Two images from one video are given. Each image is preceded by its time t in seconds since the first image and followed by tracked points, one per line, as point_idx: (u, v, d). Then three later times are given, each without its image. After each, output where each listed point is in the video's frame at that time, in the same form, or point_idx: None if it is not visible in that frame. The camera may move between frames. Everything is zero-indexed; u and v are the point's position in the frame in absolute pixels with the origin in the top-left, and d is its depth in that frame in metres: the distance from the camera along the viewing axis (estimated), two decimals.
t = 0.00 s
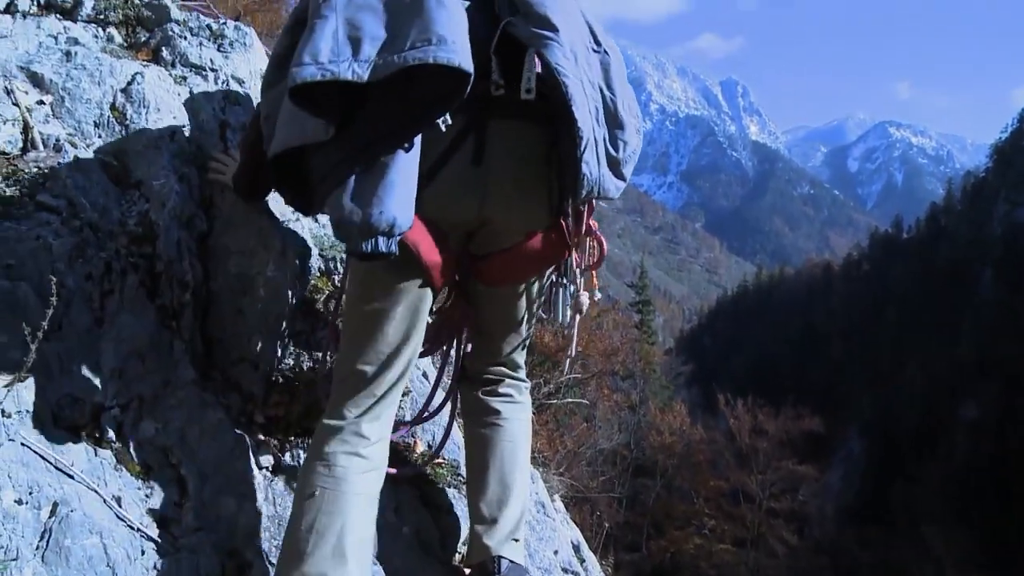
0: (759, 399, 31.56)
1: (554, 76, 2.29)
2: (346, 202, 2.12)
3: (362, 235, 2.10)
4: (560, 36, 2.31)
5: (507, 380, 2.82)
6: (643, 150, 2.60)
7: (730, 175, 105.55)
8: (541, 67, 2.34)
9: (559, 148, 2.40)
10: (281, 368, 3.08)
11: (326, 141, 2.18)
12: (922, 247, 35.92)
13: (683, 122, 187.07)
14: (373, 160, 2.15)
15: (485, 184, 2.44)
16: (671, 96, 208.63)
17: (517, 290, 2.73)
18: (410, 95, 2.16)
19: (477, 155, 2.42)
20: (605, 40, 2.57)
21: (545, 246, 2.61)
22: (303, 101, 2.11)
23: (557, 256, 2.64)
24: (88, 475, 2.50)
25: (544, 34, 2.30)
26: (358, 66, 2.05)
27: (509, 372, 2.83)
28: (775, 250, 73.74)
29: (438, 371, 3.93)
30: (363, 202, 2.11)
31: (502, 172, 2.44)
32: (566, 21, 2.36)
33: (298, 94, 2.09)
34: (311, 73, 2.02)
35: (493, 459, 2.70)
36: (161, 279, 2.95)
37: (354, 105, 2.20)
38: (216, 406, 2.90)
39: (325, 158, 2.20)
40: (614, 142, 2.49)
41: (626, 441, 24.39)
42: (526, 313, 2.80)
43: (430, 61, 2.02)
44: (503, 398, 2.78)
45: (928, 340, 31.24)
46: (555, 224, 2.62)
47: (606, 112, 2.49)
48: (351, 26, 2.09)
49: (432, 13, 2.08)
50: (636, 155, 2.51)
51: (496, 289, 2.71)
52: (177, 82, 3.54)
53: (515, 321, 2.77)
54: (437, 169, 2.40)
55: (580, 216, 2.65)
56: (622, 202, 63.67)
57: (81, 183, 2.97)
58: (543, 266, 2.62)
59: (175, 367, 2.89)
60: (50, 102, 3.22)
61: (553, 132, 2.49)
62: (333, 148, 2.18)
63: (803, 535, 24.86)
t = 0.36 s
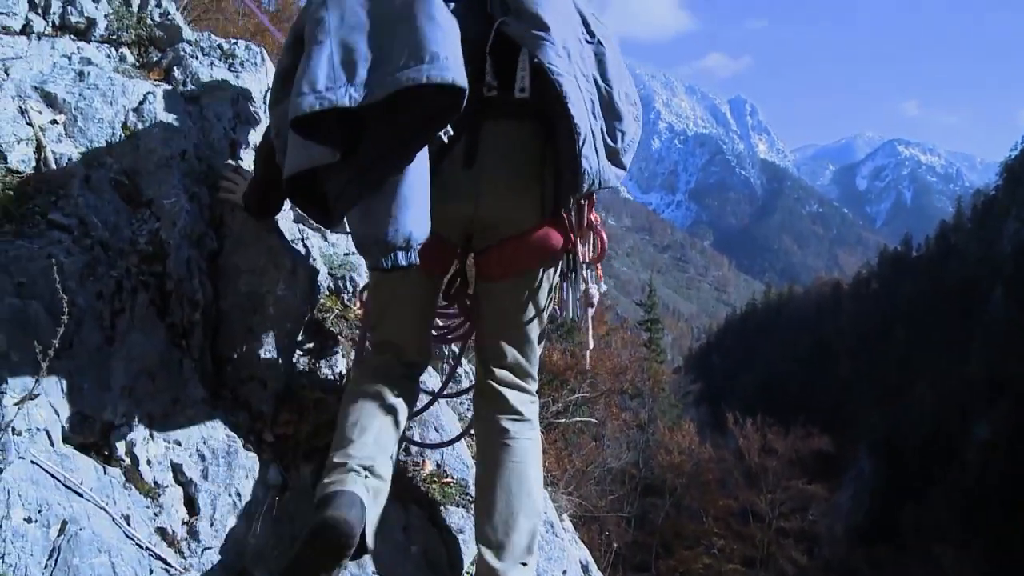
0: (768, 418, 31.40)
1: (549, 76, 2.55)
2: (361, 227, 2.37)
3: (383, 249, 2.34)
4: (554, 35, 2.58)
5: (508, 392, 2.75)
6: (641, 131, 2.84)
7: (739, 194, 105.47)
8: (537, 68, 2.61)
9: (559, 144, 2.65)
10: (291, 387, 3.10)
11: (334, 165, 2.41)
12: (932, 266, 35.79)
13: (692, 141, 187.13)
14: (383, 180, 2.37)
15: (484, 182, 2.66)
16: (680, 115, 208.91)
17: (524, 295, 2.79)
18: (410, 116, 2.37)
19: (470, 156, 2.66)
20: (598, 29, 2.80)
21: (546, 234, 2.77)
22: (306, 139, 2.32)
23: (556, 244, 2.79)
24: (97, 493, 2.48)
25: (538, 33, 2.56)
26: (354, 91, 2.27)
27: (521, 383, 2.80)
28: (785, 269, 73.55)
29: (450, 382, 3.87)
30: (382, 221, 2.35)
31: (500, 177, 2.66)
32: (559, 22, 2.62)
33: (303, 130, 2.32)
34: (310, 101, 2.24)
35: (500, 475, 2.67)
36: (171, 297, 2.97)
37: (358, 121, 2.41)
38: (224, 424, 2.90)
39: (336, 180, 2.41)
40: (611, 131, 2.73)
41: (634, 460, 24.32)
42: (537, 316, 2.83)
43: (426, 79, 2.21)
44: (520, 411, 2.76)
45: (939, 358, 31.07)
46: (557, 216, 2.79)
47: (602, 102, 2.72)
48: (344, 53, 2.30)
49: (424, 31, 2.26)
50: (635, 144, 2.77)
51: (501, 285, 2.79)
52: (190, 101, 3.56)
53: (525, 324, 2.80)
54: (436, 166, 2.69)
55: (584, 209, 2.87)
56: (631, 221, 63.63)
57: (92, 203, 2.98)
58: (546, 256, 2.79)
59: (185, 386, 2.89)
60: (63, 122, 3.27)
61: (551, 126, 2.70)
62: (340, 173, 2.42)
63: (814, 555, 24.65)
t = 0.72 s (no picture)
0: (778, 438, 31.27)
1: (554, 82, 2.62)
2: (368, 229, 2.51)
3: (390, 251, 2.47)
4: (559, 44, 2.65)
5: (517, 405, 2.72)
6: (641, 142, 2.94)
7: (748, 213, 105.46)
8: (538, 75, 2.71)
9: (563, 152, 2.72)
10: (300, 407, 3.08)
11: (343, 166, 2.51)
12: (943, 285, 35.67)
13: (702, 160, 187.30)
14: (389, 183, 2.50)
15: (483, 185, 2.76)
16: (689, 135, 209.37)
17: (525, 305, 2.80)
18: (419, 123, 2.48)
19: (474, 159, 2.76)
20: (602, 38, 2.89)
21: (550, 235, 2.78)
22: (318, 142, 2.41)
23: (561, 245, 2.80)
24: (109, 510, 2.46)
25: (544, 41, 2.63)
26: (366, 96, 2.34)
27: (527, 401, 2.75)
28: (795, 288, 73.41)
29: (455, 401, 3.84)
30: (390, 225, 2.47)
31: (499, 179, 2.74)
32: (565, 30, 2.69)
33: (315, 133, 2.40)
34: (322, 107, 2.30)
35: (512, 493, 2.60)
36: (182, 316, 2.99)
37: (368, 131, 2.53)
38: (233, 443, 2.89)
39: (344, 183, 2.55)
40: (614, 139, 2.84)
41: (645, 480, 24.23)
42: (542, 326, 2.83)
43: (437, 87, 2.30)
44: (528, 425, 2.70)
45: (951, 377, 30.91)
46: (560, 219, 2.82)
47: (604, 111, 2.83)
48: (355, 61, 2.37)
49: (435, 39, 2.35)
50: (637, 149, 2.87)
51: (504, 287, 2.79)
52: (201, 119, 3.61)
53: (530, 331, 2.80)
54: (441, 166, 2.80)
55: (584, 210, 2.93)
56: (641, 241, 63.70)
57: (104, 222, 3.01)
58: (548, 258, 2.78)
59: (194, 405, 2.88)
60: (76, 141, 3.28)
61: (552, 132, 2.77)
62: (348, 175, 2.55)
63: None
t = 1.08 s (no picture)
0: (788, 455, 31.16)
1: (564, 88, 2.66)
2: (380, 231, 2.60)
3: (401, 253, 2.58)
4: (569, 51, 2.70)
5: (521, 421, 2.67)
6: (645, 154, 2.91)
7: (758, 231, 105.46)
8: (548, 82, 2.73)
9: (568, 162, 2.75)
10: (309, 423, 3.10)
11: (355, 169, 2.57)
12: (954, 302, 35.58)
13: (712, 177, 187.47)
14: (399, 185, 2.60)
15: (488, 193, 2.80)
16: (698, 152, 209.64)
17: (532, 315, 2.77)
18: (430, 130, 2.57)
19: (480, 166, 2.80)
20: (607, 48, 2.91)
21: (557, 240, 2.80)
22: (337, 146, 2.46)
23: (568, 251, 2.81)
24: (119, 527, 2.45)
25: (555, 49, 2.68)
26: (384, 96, 2.38)
27: (531, 419, 2.69)
28: (805, 305, 73.28)
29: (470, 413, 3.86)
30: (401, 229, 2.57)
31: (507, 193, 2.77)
32: (574, 37, 2.73)
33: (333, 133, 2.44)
34: (339, 106, 2.34)
35: (513, 515, 2.56)
36: (192, 333, 3.01)
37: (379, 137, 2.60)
38: (243, 460, 2.90)
39: (354, 187, 2.62)
40: (619, 147, 2.82)
41: (654, 497, 24.14)
42: (547, 339, 2.80)
43: (456, 88, 2.34)
44: (530, 445, 2.65)
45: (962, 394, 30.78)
46: (566, 226, 2.83)
47: (610, 120, 2.81)
48: (372, 61, 2.41)
49: (453, 43, 2.39)
50: (639, 158, 2.86)
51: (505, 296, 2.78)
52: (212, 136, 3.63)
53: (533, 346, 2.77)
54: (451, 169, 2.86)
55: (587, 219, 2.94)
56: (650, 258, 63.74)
57: (116, 239, 3.02)
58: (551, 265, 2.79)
59: (204, 421, 2.89)
60: (90, 159, 3.29)
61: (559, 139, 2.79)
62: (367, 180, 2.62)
63: None
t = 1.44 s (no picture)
0: (798, 473, 31.04)
1: (578, 109, 2.66)
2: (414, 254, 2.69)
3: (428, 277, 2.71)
4: (583, 70, 2.69)
5: (526, 438, 2.66)
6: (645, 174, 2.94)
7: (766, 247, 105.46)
8: (558, 100, 2.72)
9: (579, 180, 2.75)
10: (318, 438, 3.13)
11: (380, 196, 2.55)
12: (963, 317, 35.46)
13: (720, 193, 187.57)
14: (426, 210, 2.68)
15: (490, 216, 2.83)
16: (706, 169, 209.95)
17: (535, 331, 2.77)
18: (456, 158, 2.60)
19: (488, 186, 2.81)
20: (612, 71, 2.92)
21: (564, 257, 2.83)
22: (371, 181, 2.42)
23: (571, 268, 2.82)
24: (125, 542, 2.44)
25: (568, 70, 2.67)
26: (416, 124, 2.33)
27: (534, 436, 2.68)
28: (813, 321, 73.17)
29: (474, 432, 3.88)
30: (429, 253, 2.68)
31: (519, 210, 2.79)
32: (584, 56, 2.74)
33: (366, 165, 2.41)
34: (373, 137, 2.30)
35: (517, 534, 2.56)
36: (201, 348, 3.01)
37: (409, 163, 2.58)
38: (251, 476, 2.89)
39: (376, 217, 2.65)
40: (624, 167, 2.84)
41: (663, 514, 24.03)
42: (550, 354, 2.79)
43: (488, 118, 2.33)
44: (534, 462, 2.65)
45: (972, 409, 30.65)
46: (568, 245, 2.85)
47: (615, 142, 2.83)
48: (399, 90, 2.37)
49: (481, 73, 2.38)
50: (640, 177, 2.89)
51: (506, 313, 2.78)
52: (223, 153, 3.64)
53: (536, 363, 2.77)
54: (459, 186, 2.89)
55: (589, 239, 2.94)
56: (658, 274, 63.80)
57: (126, 255, 3.04)
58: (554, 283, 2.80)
59: (214, 436, 2.90)
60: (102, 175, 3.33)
61: (563, 155, 2.80)
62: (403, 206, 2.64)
63: None
